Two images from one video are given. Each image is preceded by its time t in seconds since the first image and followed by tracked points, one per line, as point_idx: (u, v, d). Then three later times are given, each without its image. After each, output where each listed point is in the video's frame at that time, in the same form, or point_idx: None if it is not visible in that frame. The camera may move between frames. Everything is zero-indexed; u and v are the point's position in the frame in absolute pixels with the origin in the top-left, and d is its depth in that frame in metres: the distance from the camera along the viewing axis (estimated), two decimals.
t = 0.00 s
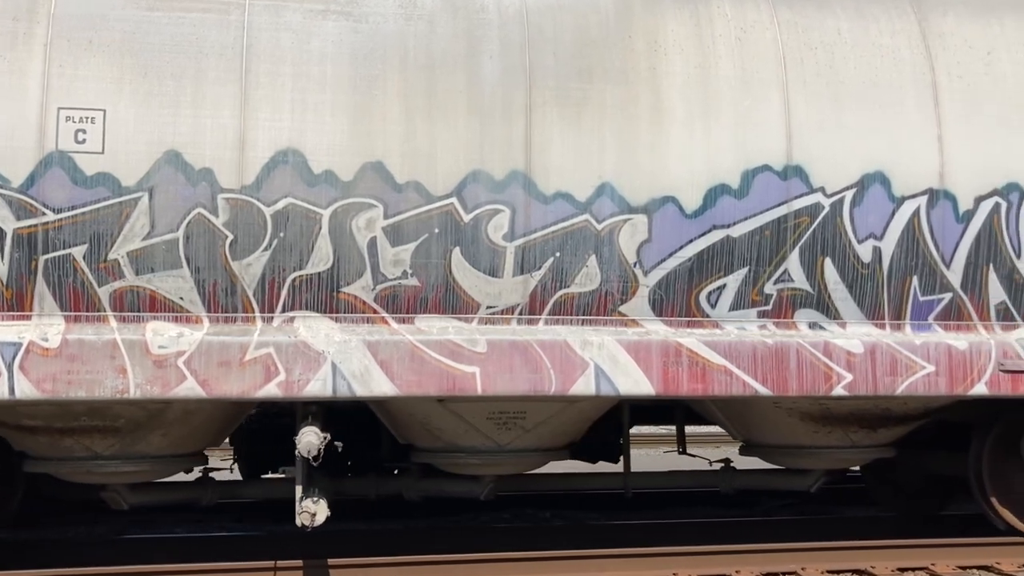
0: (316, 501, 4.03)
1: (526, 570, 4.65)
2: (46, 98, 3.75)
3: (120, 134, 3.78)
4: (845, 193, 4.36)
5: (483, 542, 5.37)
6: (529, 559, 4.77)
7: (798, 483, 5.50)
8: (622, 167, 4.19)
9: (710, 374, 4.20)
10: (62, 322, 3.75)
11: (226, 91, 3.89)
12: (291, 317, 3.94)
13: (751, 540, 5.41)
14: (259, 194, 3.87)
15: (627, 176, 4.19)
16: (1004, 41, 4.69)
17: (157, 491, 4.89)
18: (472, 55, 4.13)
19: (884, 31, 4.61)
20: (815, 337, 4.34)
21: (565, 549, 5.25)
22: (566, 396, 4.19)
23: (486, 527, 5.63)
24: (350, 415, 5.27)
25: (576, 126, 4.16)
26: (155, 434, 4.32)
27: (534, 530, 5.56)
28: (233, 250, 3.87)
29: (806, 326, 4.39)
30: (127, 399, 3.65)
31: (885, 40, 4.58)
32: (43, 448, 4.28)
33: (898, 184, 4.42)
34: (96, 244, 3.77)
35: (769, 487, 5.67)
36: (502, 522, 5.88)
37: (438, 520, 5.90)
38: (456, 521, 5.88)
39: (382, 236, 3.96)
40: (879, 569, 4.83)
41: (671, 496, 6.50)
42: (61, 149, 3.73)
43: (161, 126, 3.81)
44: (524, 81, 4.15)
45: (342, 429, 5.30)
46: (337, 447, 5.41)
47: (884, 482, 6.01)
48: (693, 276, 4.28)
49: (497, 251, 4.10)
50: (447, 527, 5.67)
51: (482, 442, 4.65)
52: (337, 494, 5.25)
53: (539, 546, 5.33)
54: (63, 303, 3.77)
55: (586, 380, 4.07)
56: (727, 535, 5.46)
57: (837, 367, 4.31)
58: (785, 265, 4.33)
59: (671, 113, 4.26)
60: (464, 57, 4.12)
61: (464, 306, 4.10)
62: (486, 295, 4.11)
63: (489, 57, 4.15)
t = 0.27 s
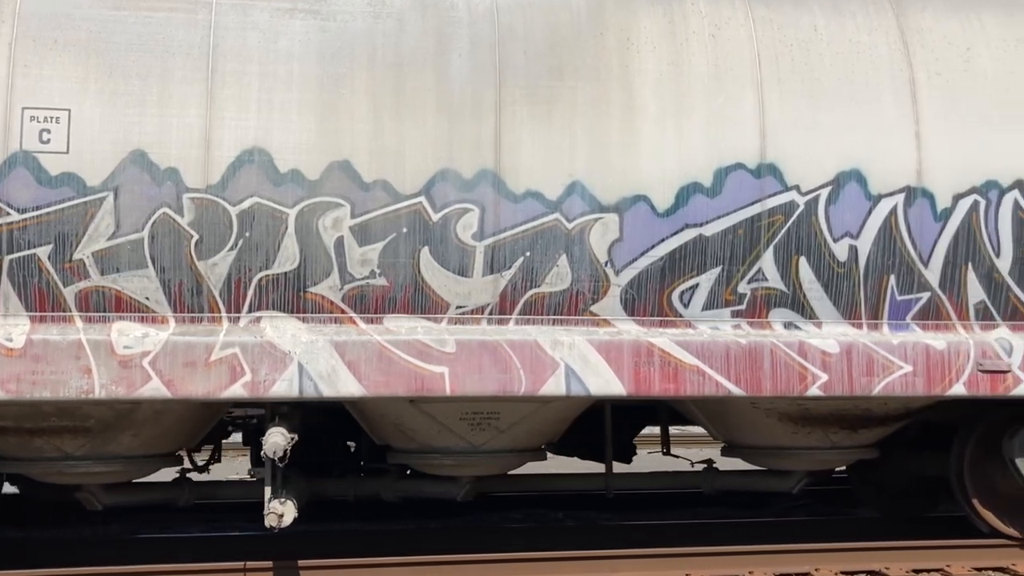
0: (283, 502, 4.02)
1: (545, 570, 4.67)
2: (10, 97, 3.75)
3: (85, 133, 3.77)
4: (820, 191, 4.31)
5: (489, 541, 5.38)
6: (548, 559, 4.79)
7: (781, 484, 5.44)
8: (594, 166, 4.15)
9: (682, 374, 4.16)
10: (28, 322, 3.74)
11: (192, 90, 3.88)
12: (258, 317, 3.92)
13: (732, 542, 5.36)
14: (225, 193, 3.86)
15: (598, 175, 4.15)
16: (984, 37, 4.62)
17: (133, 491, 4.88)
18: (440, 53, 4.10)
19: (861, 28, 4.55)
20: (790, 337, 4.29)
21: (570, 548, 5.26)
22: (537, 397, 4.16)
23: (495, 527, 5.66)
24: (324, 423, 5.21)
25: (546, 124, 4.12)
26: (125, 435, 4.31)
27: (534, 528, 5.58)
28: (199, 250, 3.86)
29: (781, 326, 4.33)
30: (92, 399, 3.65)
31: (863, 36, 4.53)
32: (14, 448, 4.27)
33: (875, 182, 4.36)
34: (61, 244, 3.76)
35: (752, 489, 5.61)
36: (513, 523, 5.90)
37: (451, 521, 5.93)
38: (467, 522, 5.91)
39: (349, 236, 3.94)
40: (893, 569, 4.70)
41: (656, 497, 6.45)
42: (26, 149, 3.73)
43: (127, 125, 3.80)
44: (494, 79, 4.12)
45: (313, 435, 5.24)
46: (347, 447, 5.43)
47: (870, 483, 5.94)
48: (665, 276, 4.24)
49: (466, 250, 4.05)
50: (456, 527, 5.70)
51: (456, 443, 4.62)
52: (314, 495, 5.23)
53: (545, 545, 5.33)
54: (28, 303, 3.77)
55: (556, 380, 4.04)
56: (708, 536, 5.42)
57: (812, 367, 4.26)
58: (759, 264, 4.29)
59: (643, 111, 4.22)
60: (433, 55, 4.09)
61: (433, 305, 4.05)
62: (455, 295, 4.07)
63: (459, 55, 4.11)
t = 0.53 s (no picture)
0: (250, 503, 4.00)
1: (562, 570, 4.65)
2: None
3: (49, 133, 3.76)
4: (794, 189, 4.26)
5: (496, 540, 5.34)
6: (565, 559, 4.75)
7: (762, 485, 5.38)
8: (563, 164, 4.11)
9: (653, 374, 4.13)
10: None
11: (157, 89, 3.87)
12: (224, 317, 3.91)
13: (712, 542, 5.31)
14: (190, 193, 3.85)
15: (567, 173, 4.11)
16: (961, 32, 4.56)
17: (108, 492, 4.87)
18: (408, 51, 4.08)
19: (837, 24, 4.50)
20: (763, 337, 4.25)
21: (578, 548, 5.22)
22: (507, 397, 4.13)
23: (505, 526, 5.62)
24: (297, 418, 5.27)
25: (514, 123, 4.09)
26: (96, 435, 4.30)
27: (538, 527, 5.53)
28: (164, 250, 3.85)
29: (754, 325, 4.29)
30: (56, 399, 3.64)
31: (838, 32, 4.47)
32: None
33: (850, 180, 4.30)
34: (26, 244, 3.76)
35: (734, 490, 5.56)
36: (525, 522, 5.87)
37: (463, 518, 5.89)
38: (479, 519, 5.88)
39: (315, 235, 3.92)
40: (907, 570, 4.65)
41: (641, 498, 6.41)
42: None
43: (91, 124, 3.80)
44: (462, 78, 4.09)
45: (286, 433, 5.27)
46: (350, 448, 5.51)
47: (855, 483, 5.87)
48: (636, 275, 4.20)
49: (434, 250, 4.02)
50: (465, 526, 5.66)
51: (429, 444, 4.58)
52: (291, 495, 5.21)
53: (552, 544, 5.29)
54: None
55: (525, 380, 4.01)
56: (688, 537, 5.37)
57: (786, 367, 4.21)
58: (732, 263, 4.24)
59: (613, 109, 4.18)
60: (400, 54, 4.07)
61: (401, 305, 4.02)
62: (423, 294, 4.03)
63: (427, 53, 4.09)
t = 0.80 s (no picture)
0: (216, 504, 4.01)
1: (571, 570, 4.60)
2: None
3: (14, 133, 3.76)
4: (766, 188, 4.21)
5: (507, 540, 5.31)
6: (570, 559, 4.71)
7: (742, 486, 5.33)
8: (532, 162, 4.08)
9: (623, 374, 4.10)
10: None
11: (122, 89, 3.86)
12: (190, 317, 3.90)
13: (692, 543, 5.27)
14: (155, 192, 3.84)
15: (536, 172, 4.08)
16: (938, 29, 4.51)
17: (84, 492, 4.87)
18: (375, 49, 4.05)
19: (812, 20, 4.44)
20: (735, 337, 4.21)
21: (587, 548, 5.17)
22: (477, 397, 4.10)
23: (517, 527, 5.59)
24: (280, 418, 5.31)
25: (483, 121, 4.06)
26: (67, 435, 4.30)
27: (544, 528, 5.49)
28: (130, 250, 3.84)
29: (727, 325, 4.25)
30: (20, 399, 3.63)
31: (813, 29, 4.42)
32: None
33: (824, 178, 4.25)
34: None
35: (715, 491, 5.52)
36: (535, 523, 5.84)
37: (476, 521, 5.86)
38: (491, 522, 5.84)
39: (281, 235, 3.90)
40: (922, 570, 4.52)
41: (625, 499, 6.37)
42: None
43: (57, 124, 3.79)
44: (429, 76, 4.06)
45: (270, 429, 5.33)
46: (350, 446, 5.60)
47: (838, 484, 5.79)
48: (607, 274, 4.17)
49: (402, 250, 3.99)
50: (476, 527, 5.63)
51: (402, 445, 4.56)
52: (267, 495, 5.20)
53: (560, 545, 5.25)
54: None
55: (493, 381, 3.98)
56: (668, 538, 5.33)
57: (758, 367, 4.17)
58: (703, 262, 4.21)
59: (583, 107, 4.15)
60: (368, 52, 4.04)
61: (369, 305, 4.00)
62: (391, 294, 4.00)
63: (395, 51, 4.06)
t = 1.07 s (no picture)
0: (183, 505, 3.99)
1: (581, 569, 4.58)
2: None
3: None
4: (737, 186, 4.18)
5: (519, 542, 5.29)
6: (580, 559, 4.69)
7: (722, 487, 5.29)
8: (500, 161, 4.04)
9: (592, 374, 4.06)
10: None
11: (87, 89, 3.86)
12: (155, 317, 3.89)
13: (672, 545, 5.22)
14: (119, 192, 3.83)
15: (504, 170, 4.04)
16: (914, 26, 4.46)
17: (59, 493, 4.86)
18: (341, 49, 4.04)
19: (786, 17, 4.40)
20: (706, 337, 4.17)
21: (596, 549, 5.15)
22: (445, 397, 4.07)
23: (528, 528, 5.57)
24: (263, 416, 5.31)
25: (450, 120, 4.03)
26: (37, 436, 4.29)
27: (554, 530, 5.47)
28: (95, 250, 3.84)
29: (698, 324, 4.22)
30: None
31: (786, 26, 4.38)
32: None
33: (796, 176, 4.21)
34: None
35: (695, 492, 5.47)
36: (547, 523, 5.83)
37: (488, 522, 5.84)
38: (502, 522, 5.83)
39: (247, 235, 3.89)
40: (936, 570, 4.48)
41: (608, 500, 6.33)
42: None
43: (21, 124, 3.79)
44: (396, 75, 4.04)
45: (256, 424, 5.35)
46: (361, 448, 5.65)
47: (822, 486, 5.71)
48: (576, 274, 4.14)
49: (368, 249, 3.96)
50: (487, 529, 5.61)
51: (374, 446, 4.54)
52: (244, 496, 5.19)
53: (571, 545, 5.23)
54: None
55: (461, 381, 3.95)
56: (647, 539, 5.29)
57: (729, 367, 4.13)
58: (673, 261, 4.18)
59: (552, 105, 4.11)
60: (334, 51, 4.03)
61: (335, 306, 3.97)
62: (358, 294, 3.98)
63: (361, 50, 4.04)
